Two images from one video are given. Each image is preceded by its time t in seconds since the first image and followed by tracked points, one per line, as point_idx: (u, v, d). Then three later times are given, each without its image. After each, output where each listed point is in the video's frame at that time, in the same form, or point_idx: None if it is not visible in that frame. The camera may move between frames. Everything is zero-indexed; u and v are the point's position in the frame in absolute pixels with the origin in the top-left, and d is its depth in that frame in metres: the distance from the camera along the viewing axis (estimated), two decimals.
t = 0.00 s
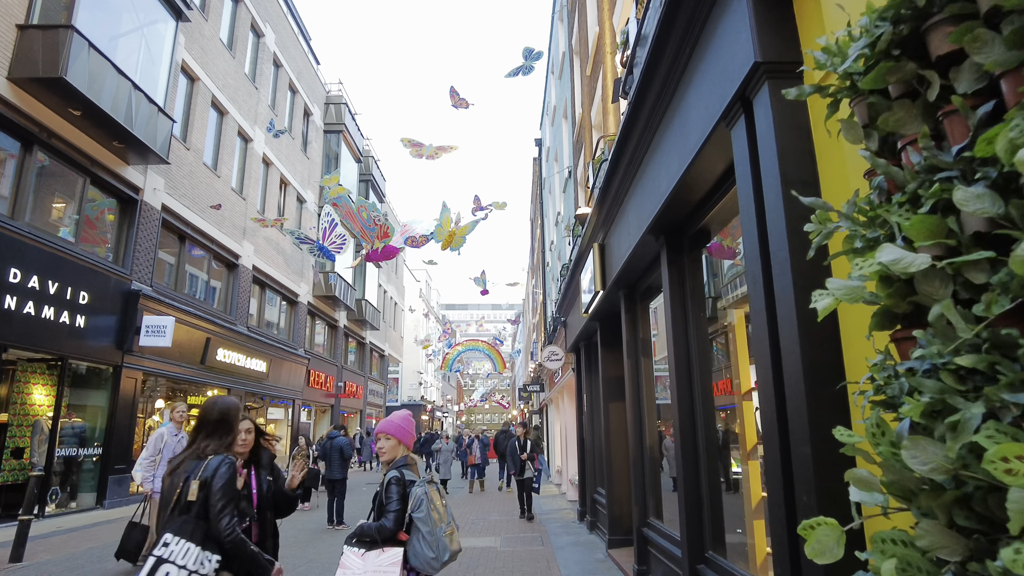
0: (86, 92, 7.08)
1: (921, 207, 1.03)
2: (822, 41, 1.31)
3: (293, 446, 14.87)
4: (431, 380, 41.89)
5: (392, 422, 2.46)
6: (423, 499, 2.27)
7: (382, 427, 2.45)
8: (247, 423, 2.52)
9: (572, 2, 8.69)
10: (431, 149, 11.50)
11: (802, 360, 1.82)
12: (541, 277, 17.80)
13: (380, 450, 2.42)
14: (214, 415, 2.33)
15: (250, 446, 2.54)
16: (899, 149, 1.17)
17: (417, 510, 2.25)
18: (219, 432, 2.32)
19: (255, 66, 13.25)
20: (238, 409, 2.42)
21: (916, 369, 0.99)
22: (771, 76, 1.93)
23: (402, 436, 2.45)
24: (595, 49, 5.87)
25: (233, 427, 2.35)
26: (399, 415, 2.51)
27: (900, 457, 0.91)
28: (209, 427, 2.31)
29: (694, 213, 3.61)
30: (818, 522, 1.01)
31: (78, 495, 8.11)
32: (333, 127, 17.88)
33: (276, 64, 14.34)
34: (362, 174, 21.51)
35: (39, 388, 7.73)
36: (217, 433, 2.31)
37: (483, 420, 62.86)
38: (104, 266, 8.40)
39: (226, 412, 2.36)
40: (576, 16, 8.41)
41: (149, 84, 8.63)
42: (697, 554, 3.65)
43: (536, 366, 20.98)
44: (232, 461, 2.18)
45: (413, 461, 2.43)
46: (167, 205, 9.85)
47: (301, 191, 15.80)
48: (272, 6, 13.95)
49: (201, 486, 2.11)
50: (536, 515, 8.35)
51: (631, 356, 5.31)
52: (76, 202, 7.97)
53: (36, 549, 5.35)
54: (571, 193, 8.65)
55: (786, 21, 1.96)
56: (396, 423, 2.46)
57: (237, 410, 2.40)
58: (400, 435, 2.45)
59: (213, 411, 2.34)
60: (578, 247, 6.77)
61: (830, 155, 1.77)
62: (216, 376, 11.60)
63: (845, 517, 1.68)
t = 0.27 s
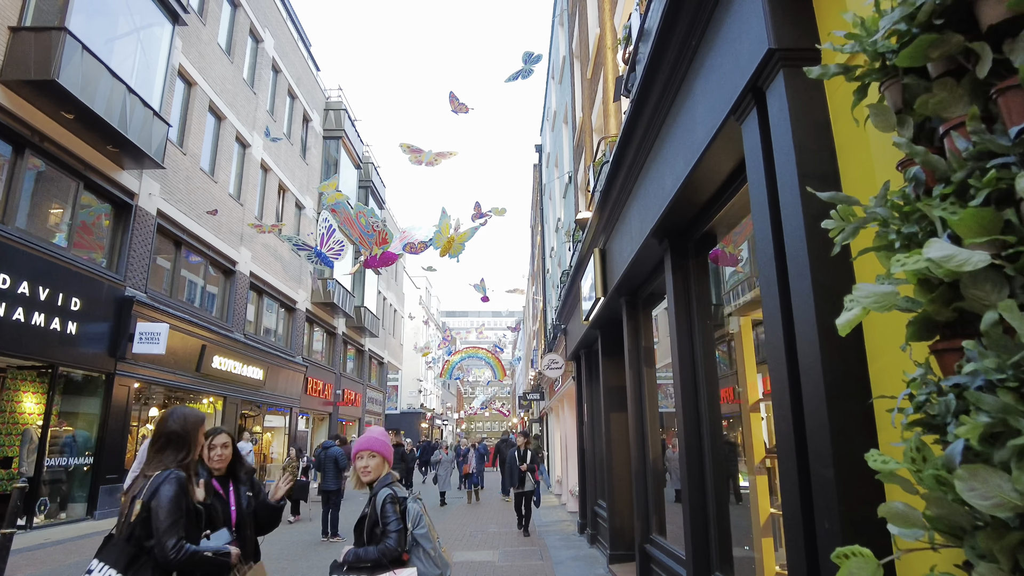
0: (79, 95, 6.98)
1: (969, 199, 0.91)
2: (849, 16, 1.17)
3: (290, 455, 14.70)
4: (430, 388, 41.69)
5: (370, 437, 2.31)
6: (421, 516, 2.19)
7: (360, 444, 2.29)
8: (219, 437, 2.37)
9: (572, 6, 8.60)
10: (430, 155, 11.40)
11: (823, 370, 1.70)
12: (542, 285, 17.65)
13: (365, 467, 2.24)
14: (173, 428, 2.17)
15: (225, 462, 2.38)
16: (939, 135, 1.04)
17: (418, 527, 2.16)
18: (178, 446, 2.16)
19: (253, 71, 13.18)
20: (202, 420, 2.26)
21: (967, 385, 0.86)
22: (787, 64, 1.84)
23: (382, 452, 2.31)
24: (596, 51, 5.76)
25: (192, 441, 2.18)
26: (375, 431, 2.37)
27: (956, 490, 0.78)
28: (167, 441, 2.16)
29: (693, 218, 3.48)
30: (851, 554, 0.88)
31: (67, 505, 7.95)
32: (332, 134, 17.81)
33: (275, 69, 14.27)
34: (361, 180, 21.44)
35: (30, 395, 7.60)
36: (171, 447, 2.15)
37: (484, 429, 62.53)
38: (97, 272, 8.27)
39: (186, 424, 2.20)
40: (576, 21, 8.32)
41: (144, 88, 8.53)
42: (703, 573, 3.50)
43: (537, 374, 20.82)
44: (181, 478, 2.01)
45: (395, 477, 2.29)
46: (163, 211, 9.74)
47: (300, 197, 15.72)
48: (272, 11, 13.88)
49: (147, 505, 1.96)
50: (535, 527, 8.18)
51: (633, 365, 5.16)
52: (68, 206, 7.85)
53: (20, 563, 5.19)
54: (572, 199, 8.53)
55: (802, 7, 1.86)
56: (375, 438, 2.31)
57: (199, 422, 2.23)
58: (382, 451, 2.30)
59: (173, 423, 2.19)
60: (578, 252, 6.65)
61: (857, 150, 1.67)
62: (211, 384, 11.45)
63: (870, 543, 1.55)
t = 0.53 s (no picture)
0: (71, 102, 6.91)
1: (1008, 187, 0.80)
2: None
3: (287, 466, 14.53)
4: (430, 398, 41.48)
5: (344, 455, 2.21)
6: (406, 535, 2.10)
7: (333, 463, 2.18)
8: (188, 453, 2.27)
9: (570, 12, 8.55)
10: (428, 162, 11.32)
11: (835, 381, 1.59)
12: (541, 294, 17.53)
13: (341, 488, 2.14)
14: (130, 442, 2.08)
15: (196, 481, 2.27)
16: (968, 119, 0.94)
17: (403, 547, 2.06)
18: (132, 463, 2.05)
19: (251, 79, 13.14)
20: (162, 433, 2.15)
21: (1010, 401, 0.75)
22: (792, 54, 1.75)
23: (358, 470, 2.20)
24: (594, 56, 5.68)
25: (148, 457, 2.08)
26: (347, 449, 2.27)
27: (1001, 525, 0.66)
28: (115, 460, 2.06)
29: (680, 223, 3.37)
30: None
31: (56, 518, 7.78)
32: (331, 142, 17.78)
33: (273, 77, 14.25)
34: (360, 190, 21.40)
35: (19, 405, 7.39)
36: (120, 466, 2.04)
37: (483, 439, 62.22)
38: (88, 281, 8.16)
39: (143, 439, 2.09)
40: (574, 27, 8.27)
41: (139, 95, 8.47)
42: None
43: (536, 383, 20.66)
44: (126, 496, 1.90)
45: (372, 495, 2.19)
46: (157, 219, 9.64)
47: (298, 206, 15.66)
48: (270, 20, 13.87)
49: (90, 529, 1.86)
50: (533, 541, 8.02)
51: (632, 374, 5.05)
52: (59, 214, 7.75)
53: None
54: (570, 206, 8.43)
55: None
56: (348, 455, 2.21)
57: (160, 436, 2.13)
58: (358, 470, 2.19)
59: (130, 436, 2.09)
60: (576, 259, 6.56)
61: (873, 142, 1.56)
62: (206, 394, 11.31)
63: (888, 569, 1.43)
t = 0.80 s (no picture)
0: (62, 106, 6.85)
1: None
2: None
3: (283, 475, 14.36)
4: (429, 407, 41.28)
5: (321, 464, 2.10)
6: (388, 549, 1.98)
7: (309, 473, 2.08)
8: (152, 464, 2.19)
9: (567, 17, 8.51)
10: (425, 169, 11.25)
11: (841, 384, 1.48)
12: (540, 302, 17.42)
13: (318, 498, 2.05)
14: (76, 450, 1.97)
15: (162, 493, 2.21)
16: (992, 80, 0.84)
17: (384, 562, 1.94)
18: (77, 473, 1.94)
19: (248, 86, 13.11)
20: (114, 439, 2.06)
21: None
22: (792, 32, 1.68)
23: (336, 479, 2.10)
24: (590, 58, 5.61)
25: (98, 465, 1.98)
26: (324, 456, 2.16)
27: None
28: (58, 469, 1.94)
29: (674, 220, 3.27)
30: None
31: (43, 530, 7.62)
32: (329, 150, 17.74)
33: (270, 85, 14.23)
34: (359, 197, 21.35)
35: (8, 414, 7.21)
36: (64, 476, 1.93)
37: (483, 448, 61.90)
38: (80, 288, 8.06)
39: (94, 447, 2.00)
40: (571, 32, 8.23)
41: (133, 100, 8.41)
42: None
43: (535, 392, 20.52)
44: (71, 503, 1.81)
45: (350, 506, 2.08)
46: (151, 225, 9.55)
47: (295, 213, 15.60)
48: (267, 27, 13.86)
49: (32, 542, 1.75)
50: (530, 552, 7.86)
51: (629, 381, 4.95)
52: (51, 220, 7.66)
53: None
54: (567, 211, 8.35)
55: None
56: (326, 464, 2.10)
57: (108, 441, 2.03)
58: (336, 479, 2.09)
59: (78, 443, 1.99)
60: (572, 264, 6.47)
61: (881, 128, 1.46)
62: (201, 402, 11.17)
63: None
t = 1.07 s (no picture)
0: (54, 114, 6.82)
1: None
2: None
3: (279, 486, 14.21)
4: (429, 417, 41.08)
5: (291, 481, 1.99)
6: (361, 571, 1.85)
7: (280, 490, 1.97)
8: (106, 482, 2.13)
9: (563, 24, 8.47)
10: (423, 177, 11.19)
11: (839, 395, 1.37)
12: (539, 310, 17.31)
13: (288, 517, 1.93)
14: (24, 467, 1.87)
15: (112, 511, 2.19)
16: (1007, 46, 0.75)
17: None
18: (19, 489, 1.85)
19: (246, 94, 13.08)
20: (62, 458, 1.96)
21: None
22: (782, 16, 1.61)
23: (306, 496, 1.98)
24: (585, 62, 5.54)
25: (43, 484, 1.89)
26: (295, 471, 2.05)
27: None
28: None
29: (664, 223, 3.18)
30: None
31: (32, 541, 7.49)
32: (328, 158, 17.72)
33: (268, 93, 14.21)
34: (358, 206, 21.31)
35: None
36: None
37: (484, 459, 61.71)
38: (72, 296, 7.98)
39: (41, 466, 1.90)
40: (567, 39, 8.20)
41: (127, 108, 8.37)
42: None
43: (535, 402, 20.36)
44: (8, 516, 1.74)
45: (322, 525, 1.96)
46: (146, 233, 9.48)
47: (294, 222, 15.55)
48: (265, 36, 13.86)
49: None
50: (527, 566, 7.70)
51: (624, 391, 4.82)
52: (42, 228, 7.58)
53: None
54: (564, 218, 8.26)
55: None
56: (297, 481, 1.99)
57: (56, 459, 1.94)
58: (307, 496, 1.97)
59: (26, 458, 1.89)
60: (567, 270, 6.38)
61: (879, 119, 1.37)
62: (196, 413, 11.05)
63: None
